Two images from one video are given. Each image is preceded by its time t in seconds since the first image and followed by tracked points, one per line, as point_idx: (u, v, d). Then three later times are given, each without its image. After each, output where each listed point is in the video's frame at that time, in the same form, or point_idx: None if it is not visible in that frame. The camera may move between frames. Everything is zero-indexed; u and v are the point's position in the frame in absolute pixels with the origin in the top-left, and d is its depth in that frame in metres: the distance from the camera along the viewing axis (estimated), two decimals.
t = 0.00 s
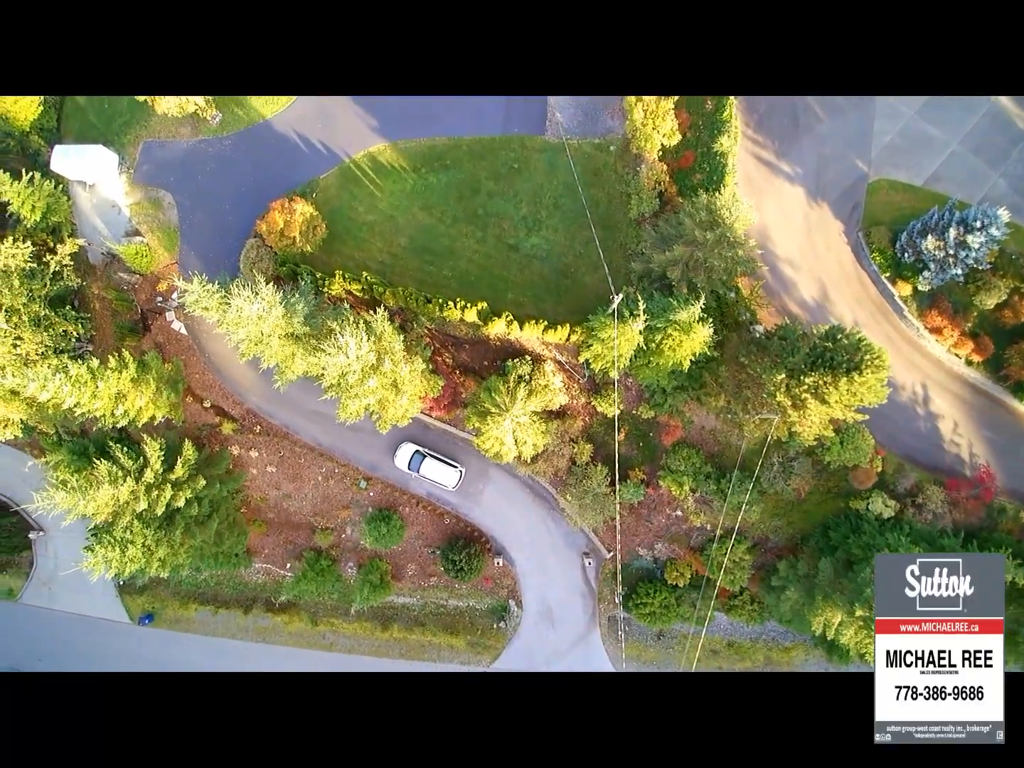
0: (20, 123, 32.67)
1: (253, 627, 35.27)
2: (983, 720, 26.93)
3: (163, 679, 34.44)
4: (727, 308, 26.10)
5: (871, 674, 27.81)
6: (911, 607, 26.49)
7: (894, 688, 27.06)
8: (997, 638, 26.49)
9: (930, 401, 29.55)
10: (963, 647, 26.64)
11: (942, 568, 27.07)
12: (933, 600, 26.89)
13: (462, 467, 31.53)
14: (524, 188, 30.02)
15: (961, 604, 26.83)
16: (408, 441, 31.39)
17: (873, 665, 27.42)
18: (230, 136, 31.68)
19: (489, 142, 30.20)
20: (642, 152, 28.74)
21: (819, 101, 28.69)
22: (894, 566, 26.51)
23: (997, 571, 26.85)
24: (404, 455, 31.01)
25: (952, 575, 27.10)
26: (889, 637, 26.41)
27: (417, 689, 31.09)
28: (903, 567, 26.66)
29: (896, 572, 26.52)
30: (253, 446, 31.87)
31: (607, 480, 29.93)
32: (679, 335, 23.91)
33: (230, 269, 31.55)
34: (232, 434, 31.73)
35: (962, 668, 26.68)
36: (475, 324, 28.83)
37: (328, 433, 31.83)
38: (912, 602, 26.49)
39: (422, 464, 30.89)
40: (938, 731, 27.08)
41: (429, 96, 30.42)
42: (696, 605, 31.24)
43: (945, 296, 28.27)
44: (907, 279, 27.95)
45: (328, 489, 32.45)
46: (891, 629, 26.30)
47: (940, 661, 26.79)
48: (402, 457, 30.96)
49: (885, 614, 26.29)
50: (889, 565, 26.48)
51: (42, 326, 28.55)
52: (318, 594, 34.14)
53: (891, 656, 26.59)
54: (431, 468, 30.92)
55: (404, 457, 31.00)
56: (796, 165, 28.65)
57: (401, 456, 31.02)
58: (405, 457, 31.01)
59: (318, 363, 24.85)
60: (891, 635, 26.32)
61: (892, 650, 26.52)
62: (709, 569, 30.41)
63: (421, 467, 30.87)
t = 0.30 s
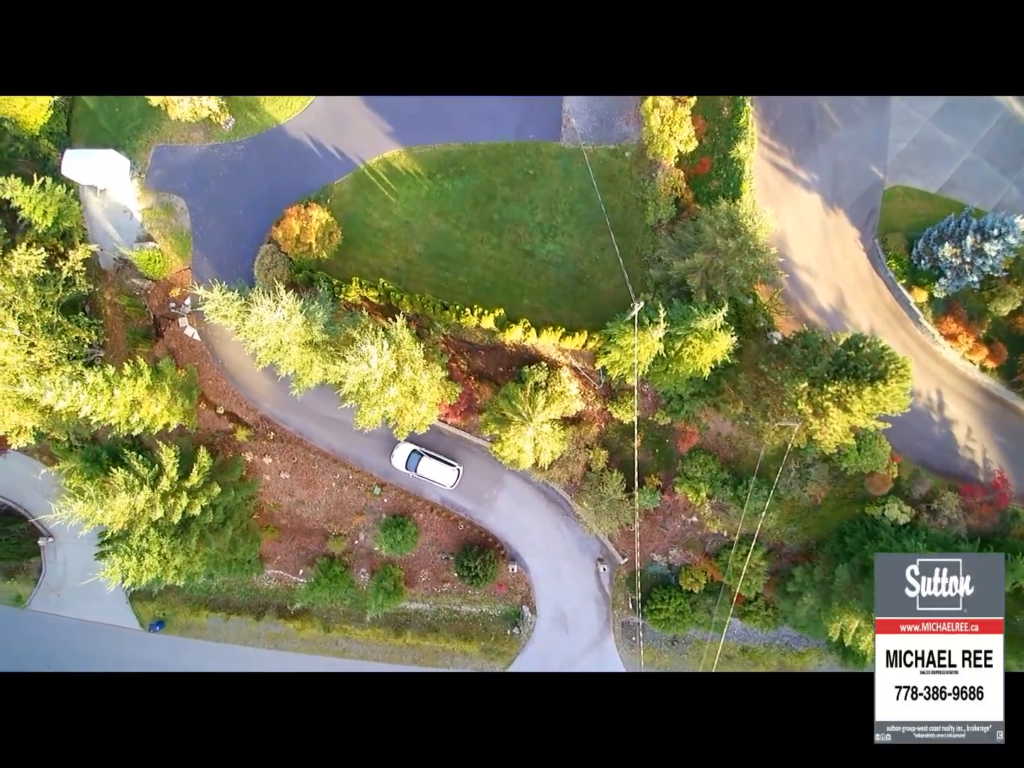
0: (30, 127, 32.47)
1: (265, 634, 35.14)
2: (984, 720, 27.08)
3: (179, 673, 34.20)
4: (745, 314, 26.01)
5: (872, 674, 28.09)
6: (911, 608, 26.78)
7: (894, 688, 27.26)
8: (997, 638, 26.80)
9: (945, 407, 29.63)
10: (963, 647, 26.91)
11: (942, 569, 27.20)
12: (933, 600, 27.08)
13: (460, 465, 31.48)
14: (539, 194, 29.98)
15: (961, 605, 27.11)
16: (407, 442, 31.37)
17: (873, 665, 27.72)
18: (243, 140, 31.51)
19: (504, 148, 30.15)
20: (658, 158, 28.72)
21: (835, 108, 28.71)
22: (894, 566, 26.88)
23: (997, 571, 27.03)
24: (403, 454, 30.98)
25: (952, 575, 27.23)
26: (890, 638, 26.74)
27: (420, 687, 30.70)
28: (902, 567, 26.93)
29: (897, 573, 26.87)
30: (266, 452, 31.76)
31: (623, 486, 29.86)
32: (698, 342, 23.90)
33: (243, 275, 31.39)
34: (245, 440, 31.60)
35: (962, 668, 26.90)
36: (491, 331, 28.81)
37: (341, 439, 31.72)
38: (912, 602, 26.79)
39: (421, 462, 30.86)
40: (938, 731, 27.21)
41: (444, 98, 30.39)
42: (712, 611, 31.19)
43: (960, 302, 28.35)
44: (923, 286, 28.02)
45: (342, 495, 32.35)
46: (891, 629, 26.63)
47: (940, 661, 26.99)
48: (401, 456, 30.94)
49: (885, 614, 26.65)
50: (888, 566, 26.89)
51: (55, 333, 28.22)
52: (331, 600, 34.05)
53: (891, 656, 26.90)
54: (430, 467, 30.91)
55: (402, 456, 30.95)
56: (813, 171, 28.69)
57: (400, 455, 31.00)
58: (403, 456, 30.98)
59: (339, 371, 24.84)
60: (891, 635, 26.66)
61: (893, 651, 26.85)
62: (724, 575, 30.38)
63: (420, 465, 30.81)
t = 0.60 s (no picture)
0: (41, 131, 32.28)
1: (278, 640, 34.99)
2: (983, 720, 27.17)
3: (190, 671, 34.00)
4: (765, 321, 25.99)
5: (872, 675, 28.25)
6: (911, 608, 27.18)
7: (894, 688, 27.40)
8: (997, 638, 26.90)
9: (961, 413, 29.70)
10: (963, 647, 27.03)
11: (942, 569, 27.52)
12: (933, 600, 27.38)
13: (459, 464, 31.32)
14: (556, 198, 29.92)
15: (961, 605, 27.22)
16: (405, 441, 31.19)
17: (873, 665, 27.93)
18: (257, 144, 31.32)
19: (521, 153, 30.09)
20: (676, 164, 28.69)
21: (853, 114, 28.77)
22: (893, 566, 27.46)
23: (997, 571, 27.25)
24: (402, 453, 30.86)
25: (952, 575, 27.47)
26: (890, 638, 27.10)
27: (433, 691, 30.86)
28: (902, 567, 27.48)
29: (897, 573, 27.46)
30: (281, 458, 31.61)
31: (640, 492, 29.78)
32: (721, 349, 23.86)
33: (258, 280, 31.23)
34: (261, 446, 31.47)
35: (962, 668, 27.03)
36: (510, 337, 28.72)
37: (357, 445, 31.59)
38: (912, 602, 27.21)
39: (420, 460, 30.75)
40: (938, 731, 27.30)
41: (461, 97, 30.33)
42: (728, 617, 31.06)
43: (977, 308, 28.39)
44: (941, 292, 28.08)
45: (357, 501, 32.24)
46: (891, 629, 27.01)
47: (940, 661, 27.16)
48: (399, 455, 30.81)
49: (885, 615, 27.06)
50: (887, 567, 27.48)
51: (71, 339, 28.01)
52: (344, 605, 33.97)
53: (891, 656, 27.16)
54: (429, 466, 30.85)
55: (401, 455, 30.82)
56: (830, 177, 28.76)
57: (399, 454, 30.88)
58: (402, 454, 30.85)
59: (361, 379, 24.80)
60: (891, 635, 27.02)
61: (893, 651, 27.15)
62: (740, 580, 30.39)
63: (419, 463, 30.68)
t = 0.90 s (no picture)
0: (52, 133, 32.04)
1: (292, 644, 34.85)
2: (983, 720, 27.29)
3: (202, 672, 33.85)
4: (785, 326, 26.05)
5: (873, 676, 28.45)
6: (911, 607, 27.51)
7: (894, 688, 27.55)
8: (997, 638, 27.13)
9: (976, 417, 29.76)
10: (963, 647, 27.24)
11: (942, 569, 27.74)
12: (933, 600, 27.53)
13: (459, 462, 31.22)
14: (573, 202, 29.86)
15: (961, 605, 27.38)
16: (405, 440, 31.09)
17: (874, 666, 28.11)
18: (272, 147, 31.17)
19: (538, 157, 30.03)
20: (694, 168, 28.67)
21: (870, 119, 28.82)
22: (891, 566, 28.01)
23: (996, 570, 27.39)
24: (402, 451, 30.77)
25: (952, 575, 27.63)
26: (890, 638, 27.33)
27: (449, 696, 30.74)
28: (901, 567, 27.97)
29: (896, 572, 27.98)
30: (297, 462, 31.53)
31: (657, 496, 29.74)
32: (743, 355, 23.86)
33: (273, 284, 31.11)
34: (276, 451, 31.39)
35: (961, 668, 27.24)
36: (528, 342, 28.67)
37: (372, 449, 31.50)
38: (912, 602, 27.56)
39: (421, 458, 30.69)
40: (938, 731, 27.39)
41: (477, 96, 30.29)
42: (745, 621, 31.05)
43: (994, 312, 28.34)
44: (958, 297, 28.14)
45: (373, 506, 32.16)
46: (891, 629, 27.30)
47: (940, 661, 27.32)
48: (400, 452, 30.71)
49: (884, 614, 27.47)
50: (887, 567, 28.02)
51: (85, 344, 27.28)
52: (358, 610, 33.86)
53: (890, 656, 27.36)
54: (428, 462, 30.74)
55: (402, 453, 30.72)
56: (848, 182, 28.82)
57: (399, 452, 30.79)
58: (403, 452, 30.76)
59: (383, 385, 24.79)
60: (891, 635, 27.29)
61: (892, 651, 27.33)
62: (757, 584, 30.42)
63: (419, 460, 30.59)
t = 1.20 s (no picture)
0: (66, 135, 31.86)
1: (308, 649, 34.69)
2: (984, 720, 27.69)
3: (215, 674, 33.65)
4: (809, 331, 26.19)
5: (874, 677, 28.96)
6: (910, 607, 28.24)
7: (894, 688, 28.03)
8: (997, 638, 27.55)
9: (993, 420, 29.78)
10: (963, 647, 27.67)
11: (942, 569, 28.29)
12: (933, 600, 28.13)
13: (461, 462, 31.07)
14: (594, 206, 29.81)
15: (961, 605, 27.84)
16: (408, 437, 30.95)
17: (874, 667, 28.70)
18: (290, 151, 31.00)
19: (558, 161, 29.97)
20: (716, 172, 28.65)
21: (890, 124, 28.87)
22: (891, 566, 28.69)
23: (996, 571, 27.82)
24: (405, 448, 30.69)
25: (952, 575, 28.16)
26: (890, 638, 28.09)
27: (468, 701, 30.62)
28: (901, 567, 28.64)
29: (897, 573, 28.67)
30: (315, 467, 31.45)
31: (677, 500, 29.74)
32: (770, 361, 23.85)
33: (292, 288, 30.97)
34: (295, 456, 31.31)
35: (962, 668, 27.66)
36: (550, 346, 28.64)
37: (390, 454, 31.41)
38: (912, 602, 28.30)
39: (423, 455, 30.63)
40: (938, 731, 27.80)
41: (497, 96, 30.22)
42: (764, 625, 31.06)
43: (1013, 318, 28.32)
44: (977, 301, 28.18)
45: (391, 510, 32.09)
46: (891, 629, 28.09)
47: (940, 661, 27.77)
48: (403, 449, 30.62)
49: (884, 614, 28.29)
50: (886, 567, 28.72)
51: (104, 348, 26.75)
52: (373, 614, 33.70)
53: (890, 656, 28.01)
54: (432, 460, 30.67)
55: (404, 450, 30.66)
56: (869, 187, 28.89)
57: (402, 449, 30.70)
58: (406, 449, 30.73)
59: (410, 392, 24.75)
60: (890, 635, 28.04)
61: (892, 651, 28.01)
62: (777, 589, 30.40)
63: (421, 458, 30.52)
